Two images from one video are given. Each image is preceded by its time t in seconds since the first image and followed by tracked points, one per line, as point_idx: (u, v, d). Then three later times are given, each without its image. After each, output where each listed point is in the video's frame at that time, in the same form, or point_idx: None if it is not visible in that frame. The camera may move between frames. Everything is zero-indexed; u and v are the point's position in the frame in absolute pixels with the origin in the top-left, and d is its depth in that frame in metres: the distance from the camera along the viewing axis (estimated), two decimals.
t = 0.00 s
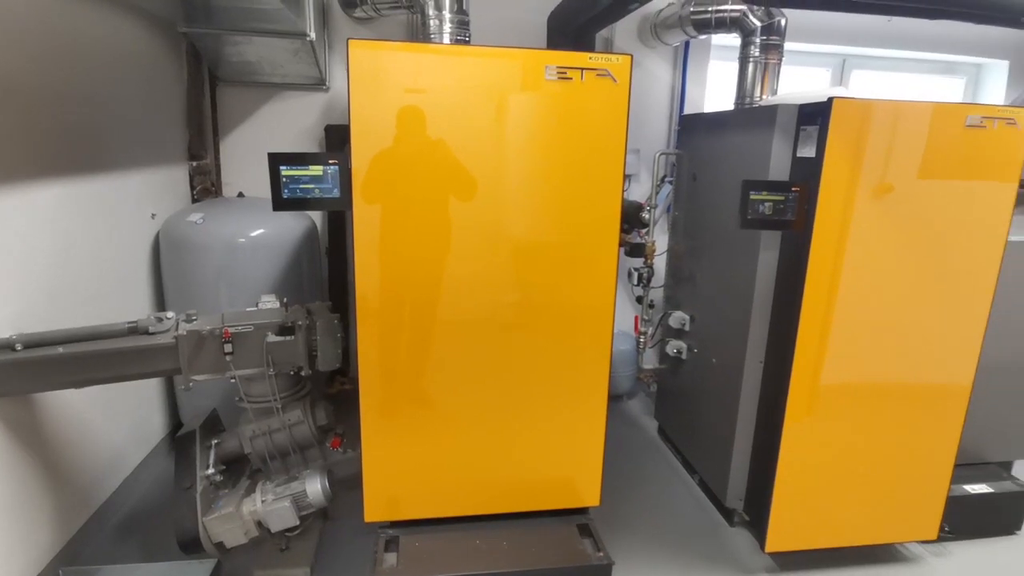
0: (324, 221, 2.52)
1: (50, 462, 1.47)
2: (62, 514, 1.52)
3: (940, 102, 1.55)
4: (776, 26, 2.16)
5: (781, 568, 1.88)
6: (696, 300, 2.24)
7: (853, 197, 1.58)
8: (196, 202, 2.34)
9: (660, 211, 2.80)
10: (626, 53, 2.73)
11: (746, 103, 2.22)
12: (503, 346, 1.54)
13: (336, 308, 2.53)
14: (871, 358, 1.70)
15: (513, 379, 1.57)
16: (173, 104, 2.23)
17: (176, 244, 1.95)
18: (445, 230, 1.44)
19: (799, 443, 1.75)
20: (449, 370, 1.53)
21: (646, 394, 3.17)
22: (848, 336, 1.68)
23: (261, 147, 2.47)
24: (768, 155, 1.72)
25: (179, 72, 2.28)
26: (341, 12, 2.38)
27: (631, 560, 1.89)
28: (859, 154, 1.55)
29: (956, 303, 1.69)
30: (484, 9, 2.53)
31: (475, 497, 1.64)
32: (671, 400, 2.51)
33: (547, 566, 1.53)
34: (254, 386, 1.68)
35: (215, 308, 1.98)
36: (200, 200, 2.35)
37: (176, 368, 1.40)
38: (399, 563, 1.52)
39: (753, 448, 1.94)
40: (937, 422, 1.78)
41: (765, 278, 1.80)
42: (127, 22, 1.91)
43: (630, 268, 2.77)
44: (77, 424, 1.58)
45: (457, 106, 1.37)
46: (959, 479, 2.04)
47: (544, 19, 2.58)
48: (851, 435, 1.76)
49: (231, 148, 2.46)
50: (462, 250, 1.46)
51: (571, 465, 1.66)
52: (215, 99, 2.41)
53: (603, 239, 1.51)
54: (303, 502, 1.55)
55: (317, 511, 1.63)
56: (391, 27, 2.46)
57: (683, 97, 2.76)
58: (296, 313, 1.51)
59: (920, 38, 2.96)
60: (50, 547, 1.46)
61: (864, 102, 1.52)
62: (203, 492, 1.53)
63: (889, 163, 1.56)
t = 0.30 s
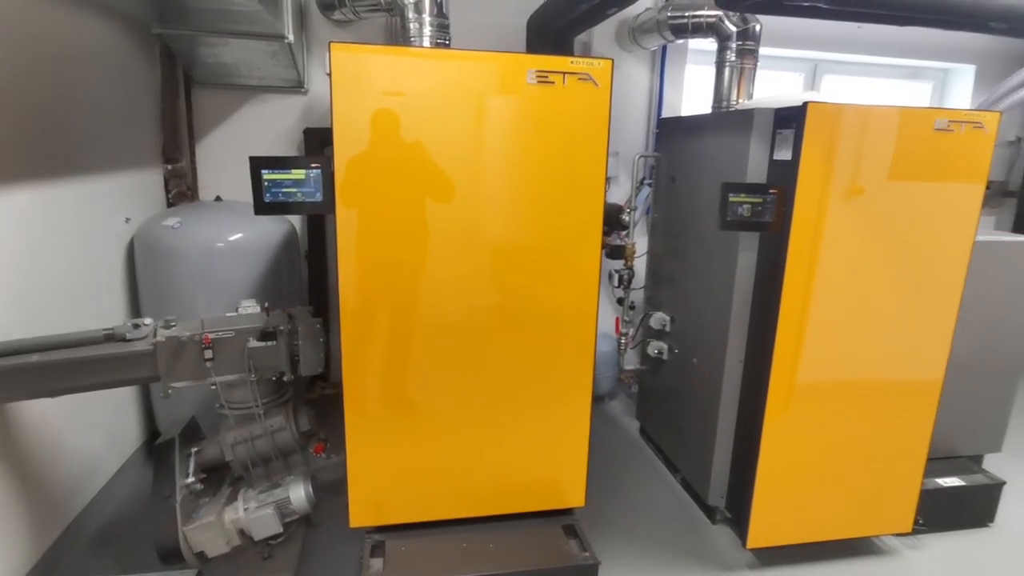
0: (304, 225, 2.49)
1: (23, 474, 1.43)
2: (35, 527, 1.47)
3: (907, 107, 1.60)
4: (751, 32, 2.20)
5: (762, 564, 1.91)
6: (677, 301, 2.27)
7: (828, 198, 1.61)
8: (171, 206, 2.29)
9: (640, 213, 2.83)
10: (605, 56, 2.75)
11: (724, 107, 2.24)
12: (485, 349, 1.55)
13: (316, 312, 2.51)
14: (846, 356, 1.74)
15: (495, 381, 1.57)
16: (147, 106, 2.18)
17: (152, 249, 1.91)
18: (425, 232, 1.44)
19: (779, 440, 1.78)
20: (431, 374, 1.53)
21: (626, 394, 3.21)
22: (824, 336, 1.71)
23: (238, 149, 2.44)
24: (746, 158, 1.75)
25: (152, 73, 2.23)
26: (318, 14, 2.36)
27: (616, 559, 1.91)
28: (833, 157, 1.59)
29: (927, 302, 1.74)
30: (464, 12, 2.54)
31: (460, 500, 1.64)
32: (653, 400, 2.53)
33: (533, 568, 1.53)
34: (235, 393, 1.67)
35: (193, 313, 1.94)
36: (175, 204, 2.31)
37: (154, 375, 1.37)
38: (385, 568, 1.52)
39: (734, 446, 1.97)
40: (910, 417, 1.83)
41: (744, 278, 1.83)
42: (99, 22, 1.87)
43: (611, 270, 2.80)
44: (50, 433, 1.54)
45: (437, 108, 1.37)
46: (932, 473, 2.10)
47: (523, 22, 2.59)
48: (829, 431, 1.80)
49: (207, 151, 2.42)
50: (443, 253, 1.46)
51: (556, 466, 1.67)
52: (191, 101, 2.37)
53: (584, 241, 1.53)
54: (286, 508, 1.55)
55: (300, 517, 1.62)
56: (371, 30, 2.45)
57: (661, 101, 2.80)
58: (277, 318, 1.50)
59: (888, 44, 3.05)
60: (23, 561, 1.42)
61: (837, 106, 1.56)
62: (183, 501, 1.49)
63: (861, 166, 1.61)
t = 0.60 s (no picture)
0: (279, 230, 2.46)
1: None
2: (6, 546, 1.42)
3: (869, 111, 1.65)
4: (722, 37, 2.25)
5: (742, 556, 1.96)
6: (654, 301, 2.31)
7: (800, 199, 1.66)
8: (140, 212, 2.24)
9: (616, 215, 2.87)
10: (579, 60, 2.78)
11: (697, 110, 2.30)
12: (465, 351, 1.55)
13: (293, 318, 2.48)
14: (819, 352, 1.80)
15: (476, 382, 1.58)
16: (114, 110, 2.13)
17: (123, 256, 1.86)
18: (403, 235, 1.44)
19: (757, 434, 1.82)
20: (412, 377, 1.53)
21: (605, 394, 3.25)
22: (798, 333, 1.76)
23: (210, 154, 2.40)
24: (721, 160, 1.79)
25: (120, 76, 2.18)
26: (291, 17, 2.33)
27: (602, 557, 1.93)
28: (804, 159, 1.64)
29: (894, 298, 1.81)
30: (439, 16, 2.54)
31: (445, 502, 1.64)
32: (632, 399, 2.56)
33: (521, 569, 1.54)
34: (214, 402, 1.73)
35: (167, 322, 1.90)
36: (145, 210, 2.26)
37: (130, 387, 1.34)
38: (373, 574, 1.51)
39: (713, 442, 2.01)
40: (880, 409, 1.90)
41: (720, 278, 1.87)
42: (64, 23, 1.82)
43: (588, 271, 2.83)
44: (19, 449, 1.49)
45: (414, 111, 1.37)
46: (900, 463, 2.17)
47: (498, 27, 2.60)
48: (804, 425, 1.85)
49: (177, 156, 2.37)
50: (426, 256, 1.46)
51: (540, 464, 1.68)
52: (160, 105, 2.32)
53: (561, 240, 1.54)
54: (271, 517, 1.53)
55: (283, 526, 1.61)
56: (345, 33, 2.43)
57: (634, 104, 2.84)
58: (258, 325, 1.48)
59: (851, 48, 3.15)
60: None
61: (807, 110, 1.61)
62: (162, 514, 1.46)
63: (830, 167, 1.66)
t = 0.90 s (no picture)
0: (249, 232, 2.41)
1: None
2: None
3: (828, 111, 1.71)
4: (689, 38, 2.29)
5: (719, 545, 2.01)
6: (627, 298, 2.34)
7: (768, 195, 1.72)
8: (102, 216, 2.16)
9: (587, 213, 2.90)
10: (548, 60, 2.80)
11: (666, 109, 2.34)
12: (441, 351, 1.55)
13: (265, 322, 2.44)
14: (788, 343, 1.85)
15: (453, 383, 1.58)
16: (73, 111, 2.05)
17: (87, 262, 1.80)
18: (377, 238, 1.43)
19: (731, 425, 1.87)
20: (393, 377, 1.52)
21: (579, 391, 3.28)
22: (768, 325, 1.82)
23: (175, 156, 2.34)
24: (692, 158, 1.83)
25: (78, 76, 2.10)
26: (257, 15, 2.29)
27: (583, 551, 1.95)
28: (771, 156, 1.69)
29: (857, 290, 1.88)
30: (409, 14, 2.52)
31: (426, 503, 1.64)
32: (607, 395, 2.60)
33: (505, 565, 1.55)
34: (189, 409, 1.70)
35: (134, 329, 1.85)
36: (107, 214, 2.18)
37: (100, 396, 1.30)
38: None
39: (688, 434, 2.05)
40: (845, 398, 1.97)
41: (693, 274, 1.91)
42: (19, 21, 1.74)
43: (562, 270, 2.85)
44: None
45: (386, 111, 1.36)
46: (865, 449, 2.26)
47: (468, 26, 2.60)
48: (775, 415, 1.91)
49: (140, 158, 2.31)
50: (405, 256, 1.46)
51: (520, 461, 1.69)
52: (121, 105, 2.25)
53: (534, 238, 1.55)
54: (250, 524, 1.49)
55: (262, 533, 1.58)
56: (313, 32, 2.40)
57: (604, 103, 2.87)
58: (233, 330, 1.47)
59: (810, 49, 3.25)
60: None
61: (773, 110, 1.66)
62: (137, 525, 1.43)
63: (795, 165, 1.72)
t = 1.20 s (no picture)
0: (213, 233, 2.36)
1: None
2: None
3: (788, 107, 1.77)
4: (653, 36, 2.32)
5: (691, 532, 2.06)
6: (597, 293, 2.38)
7: (733, 189, 1.76)
8: (56, 219, 2.07)
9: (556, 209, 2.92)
10: (515, 58, 2.81)
11: (632, 106, 2.38)
12: (412, 350, 1.54)
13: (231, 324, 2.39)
14: (754, 334, 1.91)
15: (425, 382, 1.58)
16: (24, 109, 1.96)
17: (42, 265, 1.74)
18: (349, 236, 1.42)
19: (701, 415, 1.92)
20: (367, 376, 1.52)
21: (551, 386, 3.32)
22: (734, 316, 1.87)
23: (133, 156, 2.27)
24: (659, 154, 1.87)
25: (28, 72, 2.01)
26: (217, 10, 2.24)
27: (560, 543, 1.98)
28: (735, 152, 1.73)
29: (818, 281, 1.95)
30: (374, 10, 2.50)
31: (402, 502, 1.63)
32: (579, 389, 2.63)
33: (485, 560, 1.56)
34: (157, 414, 1.62)
35: (95, 334, 1.79)
36: (61, 217, 2.09)
37: (63, 404, 1.26)
38: None
39: (659, 424, 2.10)
40: (808, 385, 2.05)
41: (662, 268, 1.96)
42: None
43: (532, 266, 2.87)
44: None
45: (357, 108, 1.35)
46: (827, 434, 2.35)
47: (434, 23, 2.59)
48: (743, 403, 1.97)
49: (96, 158, 2.23)
50: (378, 254, 1.45)
51: (494, 456, 1.70)
52: (75, 103, 2.16)
53: (502, 234, 1.56)
54: (224, 529, 1.46)
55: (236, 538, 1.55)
56: (276, 28, 2.35)
57: (570, 100, 2.90)
58: (203, 333, 1.45)
59: (768, 48, 3.34)
60: None
61: (737, 107, 1.70)
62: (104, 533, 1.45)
63: (757, 160, 1.77)
